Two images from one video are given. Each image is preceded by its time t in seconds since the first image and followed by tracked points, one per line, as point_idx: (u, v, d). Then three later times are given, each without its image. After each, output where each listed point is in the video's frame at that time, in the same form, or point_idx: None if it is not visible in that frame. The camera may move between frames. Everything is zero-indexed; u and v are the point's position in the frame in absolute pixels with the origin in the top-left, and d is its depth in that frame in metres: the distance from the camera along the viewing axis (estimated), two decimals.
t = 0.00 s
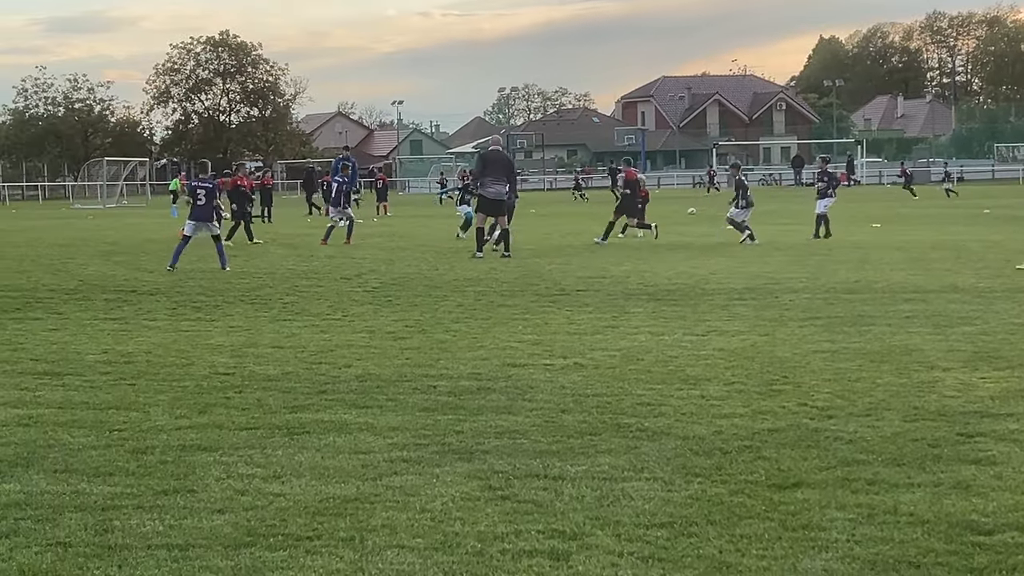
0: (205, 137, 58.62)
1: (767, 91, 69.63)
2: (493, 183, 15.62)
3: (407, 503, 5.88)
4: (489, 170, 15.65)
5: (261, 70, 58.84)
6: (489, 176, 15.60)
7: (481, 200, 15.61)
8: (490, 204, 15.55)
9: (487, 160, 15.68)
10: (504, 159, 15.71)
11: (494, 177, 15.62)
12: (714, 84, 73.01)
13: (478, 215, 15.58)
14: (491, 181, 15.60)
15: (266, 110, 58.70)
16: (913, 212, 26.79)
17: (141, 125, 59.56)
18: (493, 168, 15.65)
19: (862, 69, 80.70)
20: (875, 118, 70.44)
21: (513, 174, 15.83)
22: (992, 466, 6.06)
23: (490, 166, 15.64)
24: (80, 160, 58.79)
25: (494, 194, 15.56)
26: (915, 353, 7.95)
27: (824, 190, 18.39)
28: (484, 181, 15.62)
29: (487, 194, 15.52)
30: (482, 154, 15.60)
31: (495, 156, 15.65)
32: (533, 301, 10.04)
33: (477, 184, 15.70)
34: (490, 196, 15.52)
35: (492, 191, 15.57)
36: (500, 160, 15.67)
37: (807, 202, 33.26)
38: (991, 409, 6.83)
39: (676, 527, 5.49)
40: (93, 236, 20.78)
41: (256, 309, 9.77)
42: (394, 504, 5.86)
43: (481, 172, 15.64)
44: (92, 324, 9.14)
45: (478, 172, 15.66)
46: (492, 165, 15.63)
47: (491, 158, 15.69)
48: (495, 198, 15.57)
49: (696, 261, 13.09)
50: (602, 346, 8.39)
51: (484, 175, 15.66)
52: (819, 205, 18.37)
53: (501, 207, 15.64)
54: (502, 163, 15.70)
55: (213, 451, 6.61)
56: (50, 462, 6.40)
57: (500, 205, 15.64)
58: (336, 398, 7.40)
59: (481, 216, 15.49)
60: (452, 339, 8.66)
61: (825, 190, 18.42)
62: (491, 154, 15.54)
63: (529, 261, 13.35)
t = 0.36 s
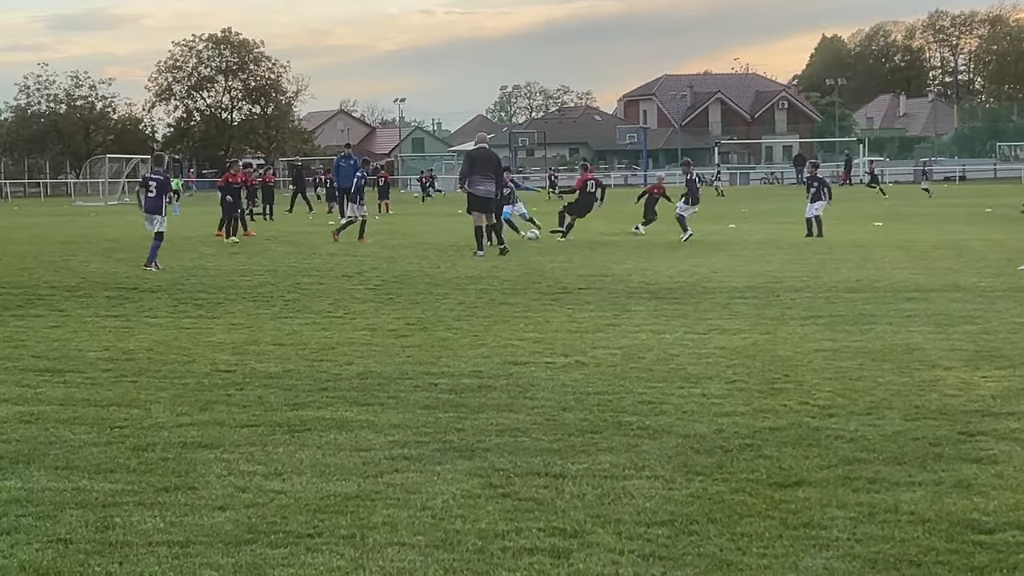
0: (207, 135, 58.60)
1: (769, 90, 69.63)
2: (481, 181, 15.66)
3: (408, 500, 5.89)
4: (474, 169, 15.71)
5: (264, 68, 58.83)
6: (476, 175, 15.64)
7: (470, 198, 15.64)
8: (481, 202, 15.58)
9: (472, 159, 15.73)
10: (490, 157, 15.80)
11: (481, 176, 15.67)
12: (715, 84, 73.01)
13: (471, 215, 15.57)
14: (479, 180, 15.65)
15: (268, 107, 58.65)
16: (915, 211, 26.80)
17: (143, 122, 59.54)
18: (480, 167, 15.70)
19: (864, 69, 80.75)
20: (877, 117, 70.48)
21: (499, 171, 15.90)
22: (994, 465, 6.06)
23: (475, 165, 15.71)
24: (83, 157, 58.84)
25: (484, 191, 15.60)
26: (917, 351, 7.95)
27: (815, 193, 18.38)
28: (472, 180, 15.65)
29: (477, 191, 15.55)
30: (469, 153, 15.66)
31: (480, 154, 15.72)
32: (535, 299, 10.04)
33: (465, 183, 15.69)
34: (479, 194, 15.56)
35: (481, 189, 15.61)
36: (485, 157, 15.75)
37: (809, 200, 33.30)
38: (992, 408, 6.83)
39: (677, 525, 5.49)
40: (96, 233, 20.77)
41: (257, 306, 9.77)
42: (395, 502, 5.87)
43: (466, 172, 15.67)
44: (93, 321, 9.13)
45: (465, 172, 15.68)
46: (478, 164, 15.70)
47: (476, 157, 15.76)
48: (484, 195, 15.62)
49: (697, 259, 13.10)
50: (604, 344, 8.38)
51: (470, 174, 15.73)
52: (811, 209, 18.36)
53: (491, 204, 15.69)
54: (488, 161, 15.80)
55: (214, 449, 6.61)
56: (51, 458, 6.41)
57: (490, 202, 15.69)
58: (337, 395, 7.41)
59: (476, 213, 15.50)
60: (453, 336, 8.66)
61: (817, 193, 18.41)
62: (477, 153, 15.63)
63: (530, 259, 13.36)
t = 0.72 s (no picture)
0: (210, 133, 58.73)
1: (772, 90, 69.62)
2: (478, 181, 15.64)
3: (411, 498, 5.89)
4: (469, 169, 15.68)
5: (267, 66, 58.89)
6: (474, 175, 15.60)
7: (467, 199, 15.60)
8: (478, 201, 15.54)
9: (469, 158, 15.71)
10: (487, 157, 15.78)
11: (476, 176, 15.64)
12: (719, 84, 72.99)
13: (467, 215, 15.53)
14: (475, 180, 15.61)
15: (272, 106, 58.69)
16: (920, 211, 26.78)
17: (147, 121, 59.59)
18: (477, 167, 15.68)
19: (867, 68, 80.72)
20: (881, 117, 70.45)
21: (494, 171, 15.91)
22: (998, 464, 6.06)
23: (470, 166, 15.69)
24: (87, 155, 58.93)
25: (482, 191, 15.57)
26: (920, 351, 7.94)
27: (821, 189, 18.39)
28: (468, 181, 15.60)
29: (474, 191, 15.50)
30: (466, 153, 15.63)
31: (477, 154, 15.71)
32: (538, 297, 10.04)
33: (462, 183, 15.64)
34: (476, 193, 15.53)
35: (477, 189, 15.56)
36: (482, 157, 15.73)
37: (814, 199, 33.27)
38: (996, 408, 6.82)
39: (680, 525, 5.49)
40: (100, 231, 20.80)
41: (261, 304, 9.79)
42: (398, 500, 5.87)
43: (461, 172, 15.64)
44: (97, 319, 9.15)
45: (462, 172, 15.63)
46: (476, 163, 15.68)
47: (474, 156, 15.74)
48: (481, 195, 15.60)
49: (701, 258, 13.09)
50: (607, 344, 8.38)
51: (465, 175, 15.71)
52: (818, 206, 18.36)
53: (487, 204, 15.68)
54: (485, 160, 15.77)
55: (217, 447, 6.61)
56: (55, 456, 6.41)
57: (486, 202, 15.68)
58: (340, 394, 7.41)
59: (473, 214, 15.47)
60: (457, 335, 8.67)
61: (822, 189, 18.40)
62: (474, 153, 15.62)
63: (533, 258, 13.36)
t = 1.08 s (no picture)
0: (221, 132, 58.89)
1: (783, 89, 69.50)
2: (481, 179, 15.66)
3: (420, 497, 5.89)
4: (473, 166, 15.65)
5: (278, 65, 58.92)
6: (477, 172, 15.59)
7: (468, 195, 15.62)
8: (479, 199, 15.58)
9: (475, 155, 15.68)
10: (493, 156, 15.79)
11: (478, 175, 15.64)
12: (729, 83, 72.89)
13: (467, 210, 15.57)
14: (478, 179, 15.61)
15: (282, 105, 58.73)
16: (931, 211, 26.67)
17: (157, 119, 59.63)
18: (483, 164, 15.68)
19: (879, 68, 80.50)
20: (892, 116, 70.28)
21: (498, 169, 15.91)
22: (1008, 465, 6.04)
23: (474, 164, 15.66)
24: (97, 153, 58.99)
25: (484, 189, 15.62)
26: (930, 351, 7.93)
27: (836, 189, 18.35)
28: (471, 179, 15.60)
29: (477, 189, 15.54)
30: (472, 150, 15.58)
31: (484, 152, 15.69)
32: (547, 297, 10.04)
33: (465, 179, 15.64)
34: (478, 191, 15.56)
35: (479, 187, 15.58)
36: (489, 156, 15.72)
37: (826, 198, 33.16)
38: (1006, 408, 6.81)
39: (689, 525, 5.49)
40: (110, 230, 20.85)
41: (270, 303, 9.80)
42: (408, 499, 5.87)
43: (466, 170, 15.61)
44: (107, 317, 9.15)
45: (468, 168, 15.61)
46: (482, 161, 15.67)
47: (479, 154, 15.70)
48: (483, 193, 15.64)
49: (711, 258, 13.06)
50: (616, 343, 8.38)
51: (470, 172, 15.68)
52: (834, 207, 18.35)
53: (488, 202, 15.72)
54: (490, 159, 15.73)
55: (227, 445, 6.62)
56: (65, 454, 6.42)
57: (487, 200, 15.72)
58: (350, 393, 7.42)
59: (473, 212, 15.53)
60: (466, 334, 8.67)
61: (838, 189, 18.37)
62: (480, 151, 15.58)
63: (542, 257, 13.36)
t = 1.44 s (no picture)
0: (238, 133, 58.97)
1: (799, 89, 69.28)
2: (488, 180, 15.66)
3: (436, 497, 5.90)
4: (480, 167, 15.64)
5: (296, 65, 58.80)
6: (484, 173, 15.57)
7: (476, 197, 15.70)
8: (486, 200, 15.68)
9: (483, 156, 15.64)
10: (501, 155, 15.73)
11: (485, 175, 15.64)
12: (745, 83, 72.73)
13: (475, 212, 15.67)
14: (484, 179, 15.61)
15: (299, 105, 58.73)
16: (949, 212, 26.57)
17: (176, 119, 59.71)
18: (490, 165, 15.65)
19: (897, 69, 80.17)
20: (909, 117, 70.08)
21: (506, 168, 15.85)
22: None
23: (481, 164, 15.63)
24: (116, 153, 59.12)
25: (491, 190, 15.66)
26: (948, 352, 7.91)
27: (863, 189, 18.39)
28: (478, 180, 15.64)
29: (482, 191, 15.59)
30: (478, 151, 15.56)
31: (491, 152, 15.63)
32: (564, 297, 10.04)
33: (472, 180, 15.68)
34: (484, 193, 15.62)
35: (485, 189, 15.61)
36: (496, 156, 15.67)
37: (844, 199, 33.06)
38: None
39: (706, 525, 5.49)
40: (129, 229, 20.90)
41: (288, 302, 9.81)
42: (424, 499, 5.88)
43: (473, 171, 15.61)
44: (125, 316, 9.18)
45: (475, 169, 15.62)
46: (489, 162, 15.62)
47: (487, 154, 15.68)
48: (491, 194, 15.68)
49: (728, 259, 13.04)
50: (632, 343, 8.38)
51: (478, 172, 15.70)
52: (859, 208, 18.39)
53: (496, 202, 15.79)
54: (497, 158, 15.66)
55: (244, 444, 6.64)
56: (83, 453, 6.45)
57: (495, 199, 15.77)
58: (366, 392, 7.43)
59: (480, 214, 15.65)
60: (483, 334, 8.67)
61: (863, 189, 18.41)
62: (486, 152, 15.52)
63: (558, 257, 13.37)
